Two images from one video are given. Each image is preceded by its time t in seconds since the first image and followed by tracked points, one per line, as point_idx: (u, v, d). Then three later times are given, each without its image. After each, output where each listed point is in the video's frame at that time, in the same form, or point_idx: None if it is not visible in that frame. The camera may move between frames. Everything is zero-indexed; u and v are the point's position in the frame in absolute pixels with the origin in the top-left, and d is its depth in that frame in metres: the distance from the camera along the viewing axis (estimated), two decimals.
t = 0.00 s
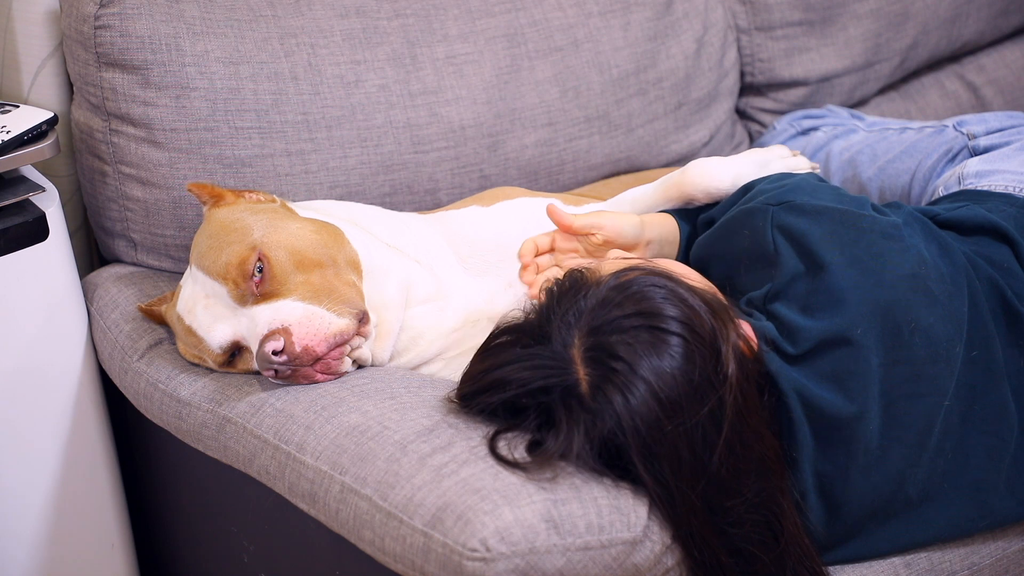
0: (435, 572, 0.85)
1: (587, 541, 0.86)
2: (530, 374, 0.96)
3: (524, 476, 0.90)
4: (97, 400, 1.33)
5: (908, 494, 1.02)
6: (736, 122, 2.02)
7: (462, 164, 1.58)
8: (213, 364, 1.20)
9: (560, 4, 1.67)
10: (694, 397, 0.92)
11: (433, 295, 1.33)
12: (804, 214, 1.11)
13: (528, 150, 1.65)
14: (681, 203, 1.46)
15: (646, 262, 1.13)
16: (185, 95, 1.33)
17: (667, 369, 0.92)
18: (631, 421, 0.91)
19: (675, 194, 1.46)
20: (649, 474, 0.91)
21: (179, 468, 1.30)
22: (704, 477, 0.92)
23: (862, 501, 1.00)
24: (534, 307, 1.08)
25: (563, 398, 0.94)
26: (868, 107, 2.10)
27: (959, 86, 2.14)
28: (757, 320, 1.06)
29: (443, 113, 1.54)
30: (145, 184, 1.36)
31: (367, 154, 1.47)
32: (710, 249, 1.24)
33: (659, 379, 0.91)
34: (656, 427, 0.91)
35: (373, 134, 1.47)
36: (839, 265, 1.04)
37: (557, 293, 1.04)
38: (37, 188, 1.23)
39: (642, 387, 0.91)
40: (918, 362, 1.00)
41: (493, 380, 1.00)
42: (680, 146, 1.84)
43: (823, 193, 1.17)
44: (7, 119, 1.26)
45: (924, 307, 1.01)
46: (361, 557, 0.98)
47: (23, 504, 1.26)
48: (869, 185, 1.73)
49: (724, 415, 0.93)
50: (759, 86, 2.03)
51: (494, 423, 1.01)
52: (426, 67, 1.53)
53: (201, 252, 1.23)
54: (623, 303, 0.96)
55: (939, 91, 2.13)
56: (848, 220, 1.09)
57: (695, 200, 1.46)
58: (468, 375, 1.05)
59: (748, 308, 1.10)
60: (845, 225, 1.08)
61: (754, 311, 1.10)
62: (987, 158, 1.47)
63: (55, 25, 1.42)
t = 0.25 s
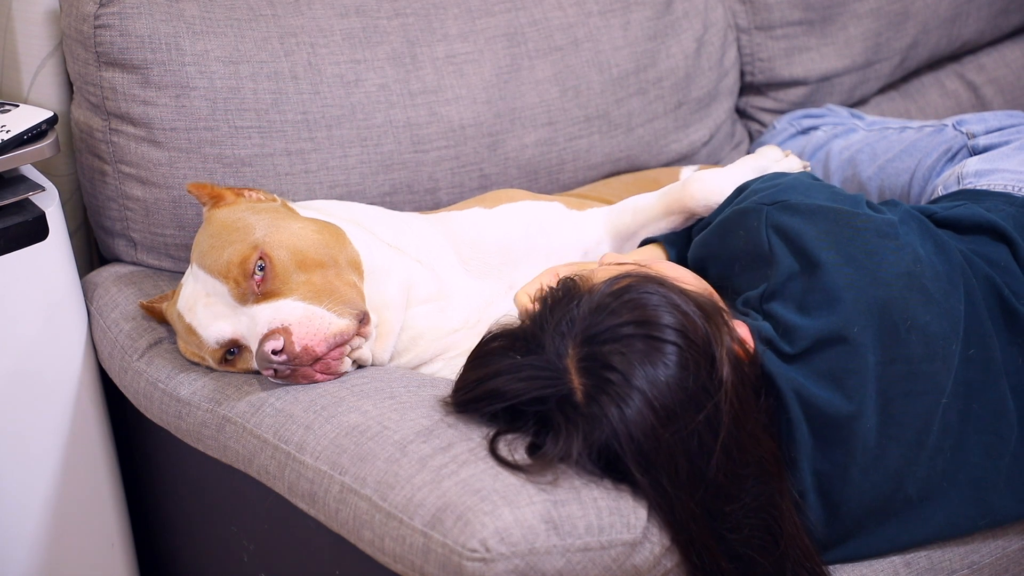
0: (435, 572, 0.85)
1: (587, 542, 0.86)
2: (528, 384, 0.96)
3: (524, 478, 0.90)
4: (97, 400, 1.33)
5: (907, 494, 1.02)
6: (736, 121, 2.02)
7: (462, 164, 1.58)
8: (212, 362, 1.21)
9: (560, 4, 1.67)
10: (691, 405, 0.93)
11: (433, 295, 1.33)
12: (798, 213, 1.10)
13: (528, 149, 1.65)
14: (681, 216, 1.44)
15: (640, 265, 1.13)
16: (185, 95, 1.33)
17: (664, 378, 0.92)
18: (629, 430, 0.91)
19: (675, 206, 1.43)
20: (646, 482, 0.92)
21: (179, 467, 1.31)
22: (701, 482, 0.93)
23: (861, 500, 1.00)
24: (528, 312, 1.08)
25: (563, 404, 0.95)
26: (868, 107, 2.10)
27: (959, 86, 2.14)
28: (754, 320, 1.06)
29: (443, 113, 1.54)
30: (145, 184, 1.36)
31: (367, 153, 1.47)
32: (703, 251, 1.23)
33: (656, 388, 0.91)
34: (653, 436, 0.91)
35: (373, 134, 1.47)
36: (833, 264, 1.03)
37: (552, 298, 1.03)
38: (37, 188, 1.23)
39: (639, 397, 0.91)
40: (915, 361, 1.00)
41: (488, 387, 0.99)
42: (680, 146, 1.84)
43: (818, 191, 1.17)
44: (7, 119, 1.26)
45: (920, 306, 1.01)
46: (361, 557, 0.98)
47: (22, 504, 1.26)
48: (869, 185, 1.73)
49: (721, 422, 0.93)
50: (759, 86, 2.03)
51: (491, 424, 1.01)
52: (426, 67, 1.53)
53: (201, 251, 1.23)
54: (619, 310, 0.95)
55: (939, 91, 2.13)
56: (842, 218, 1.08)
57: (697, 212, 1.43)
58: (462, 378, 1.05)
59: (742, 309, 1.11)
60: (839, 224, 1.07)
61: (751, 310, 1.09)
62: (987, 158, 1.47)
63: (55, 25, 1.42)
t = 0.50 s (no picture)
0: (435, 572, 0.85)
1: (587, 543, 0.86)
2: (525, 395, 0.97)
3: (524, 479, 0.90)
4: (96, 400, 1.33)
5: (908, 495, 1.02)
6: (736, 121, 2.02)
7: (462, 164, 1.58)
8: (212, 362, 1.21)
9: (560, 4, 1.67)
10: (682, 414, 0.92)
11: (433, 296, 1.33)
12: (801, 213, 1.09)
13: (528, 150, 1.65)
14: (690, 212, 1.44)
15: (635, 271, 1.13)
16: (185, 95, 1.33)
17: (656, 388, 0.91)
18: (621, 438, 0.91)
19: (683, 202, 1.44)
20: (640, 491, 0.92)
21: (179, 467, 1.30)
22: (695, 486, 0.92)
23: (861, 501, 1.00)
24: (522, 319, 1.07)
25: (558, 415, 0.95)
26: (868, 107, 2.10)
27: (959, 86, 2.14)
28: (755, 320, 1.06)
29: (443, 113, 1.54)
30: (145, 184, 1.36)
31: (367, 153, 1.47)
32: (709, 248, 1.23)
33: (647, 397, 0.91)
34: (646, 446, 0.91)
35: (373, 134, 1.47)
36: (835, 265, 1.03)
37: (543, 308, 1.04)
38: (37, 188, 1.23)
39: (628, 407, 0.91)
40: (916, 361, 1.00)
41: (480, 398, 0.99)
42: (680, 146, 1.84)
43: (820, 190, 1.17)
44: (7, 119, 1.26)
45: (922, 307, 1.01)
46: (361, 557, 0.98)
47: (22, 504, 1.26)
48: (869, 185, 1.73)
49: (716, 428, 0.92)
50: (759, 86, 2.03)
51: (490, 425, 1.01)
52: (426, 67, 1.53)
53: (202, 250, 1.23)
54: (606, 319, 0.95)
55: (940, 91, 2.13)
56: (845, 218, 1.08)
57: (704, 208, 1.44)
58: (459, 380, 1.04)
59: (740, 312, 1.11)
60: (841, 224, 1.07)
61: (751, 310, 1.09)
62: (987, 158, 1.47)
63: (55, 25, 1.42)
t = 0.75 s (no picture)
0: (435, 573, 0.85)
1: (587, 544, 0.86)
2: (512, 404, 0.96)
3: (523, 479, 0.90)
4: (97, 400, 1.33)
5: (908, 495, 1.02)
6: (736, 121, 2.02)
7: (462, 164, 1.58)
8: (212, 362, 1.21)
9: (560, 4, 1.67)
10: (670, 421, 0.91)
11: (433, 296, 1.34)
12: (800, 214, 1.09)
13: (528, 149, 1.65)
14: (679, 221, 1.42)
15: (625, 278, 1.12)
16: (185, 95, 1.33)
17: (644, 395, 0.91)
18: (614, 442, 0.90)
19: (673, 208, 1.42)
20: (637, 492, 0.91)
21: (179, 467, 1.30)
22: (682, 483, 0.91)
23: (860, 502, 1.00)
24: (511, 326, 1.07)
25: (547, 423, 0.95)
26: (868, 107, 2.10)
27: (959, 86, 2.14)
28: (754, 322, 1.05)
29: (443, 113, 1.54)
30: (145, 184, 1.36)
31: (367, 153, 1.47)
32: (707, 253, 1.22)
33: (635, 404, 0.90)
34: (635, 452, 0.90)
35: (373, 134, 1.47)
36: (836, 265, 1.03)
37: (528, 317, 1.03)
38: (37, 189, 1.23)
39: (620, 410, 0.90)
40: (918, 361, 1.00)
41: (472, 402, 0.99)
42: (680, 146, 1.84)
43: (817, 190, 1.17)
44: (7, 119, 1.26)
45: (923, 306, 1.01)
46: (361, 557, 0.98)
47: (22, 504, 1.26)
48: (869, 185, 1.73)
49: (705, 432, 0.91)
50: (759, 86, 2.03)
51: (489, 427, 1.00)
52: (426, 67, 1.53)
53: (203, 250, 1.23)
54: (593, 326, 0.95)
55: (940, 91, 2.13)
56: (844, 218, 1.08)
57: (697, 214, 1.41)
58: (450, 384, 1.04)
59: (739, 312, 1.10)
60: (841, 224, 1.07)
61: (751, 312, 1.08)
62: (987, 158, 1.47)
63: (55, 25, 1.42)
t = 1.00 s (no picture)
0: (435, 572, 0.85)
1: (587, 543, 0.86)
2: (510, 410, 0.97)
3: (523, 480, 0.90)
4: (96, 400, 1.33)
5: (908, 495, 1.02)
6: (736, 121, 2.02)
7: (462, 164, 1.58)
8: (211, 363, 1.21)
9: (560, 4, 1.67)
10: (665, 420, 0.92)
11: (433, 296, 1.34)
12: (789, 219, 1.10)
13: (528, 149, 1.65)
14: (672, 229, 1.40)
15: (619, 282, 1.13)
16: (185, 95, 1.33)
17: (641, 394, 0.92)
18: (612, 441, 0.91)
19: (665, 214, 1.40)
20: (635, 494, 0.91)
21: (178, 467, 1.30)
22: (678, 480, 0.91)
23: (860, 502, 1.00)
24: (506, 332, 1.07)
25: (544, 423, 0.95)
26: (868, 107, 2.10)
27: (959, 86, 2.14)
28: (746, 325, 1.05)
29: (443, 113, 1.54)
30: (145, 184, 1.36)
31: (367, 153, 1.47)
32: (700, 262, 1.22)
33: (631, 403, 0.91)
34: (632, 451, 0.91)
35: (373, 134, 1.47)
36: (827, 267, 1.03)
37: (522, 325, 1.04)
38: (37, 188, 1.23)
39: (615, 410, 0.91)
40: (913, 360, 1.00)
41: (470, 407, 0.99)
42: (680, 146, 1.84)
43: (804, 193, 1.18)
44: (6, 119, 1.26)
45: (916, 305, 1.02)
46: (361, 557, 0.98)
47: (22, 504, 1.26)
48: (869, 185, 1.73)
49: (701, 429, 0.92)
50: (759, 86, 2.03)
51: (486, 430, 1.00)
52: (426, 67, 1.53)
53: (202, 250, 1.23)
54: (587, 327, 0.96)
55: (939, 91, 2.13)
56: (832, 221, 1.09)
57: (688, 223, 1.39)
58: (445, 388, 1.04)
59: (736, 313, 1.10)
60: (830, 228, 1.08)
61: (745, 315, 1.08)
62: (987, 158, 1.47)
63: (55, 25, 1.42)
